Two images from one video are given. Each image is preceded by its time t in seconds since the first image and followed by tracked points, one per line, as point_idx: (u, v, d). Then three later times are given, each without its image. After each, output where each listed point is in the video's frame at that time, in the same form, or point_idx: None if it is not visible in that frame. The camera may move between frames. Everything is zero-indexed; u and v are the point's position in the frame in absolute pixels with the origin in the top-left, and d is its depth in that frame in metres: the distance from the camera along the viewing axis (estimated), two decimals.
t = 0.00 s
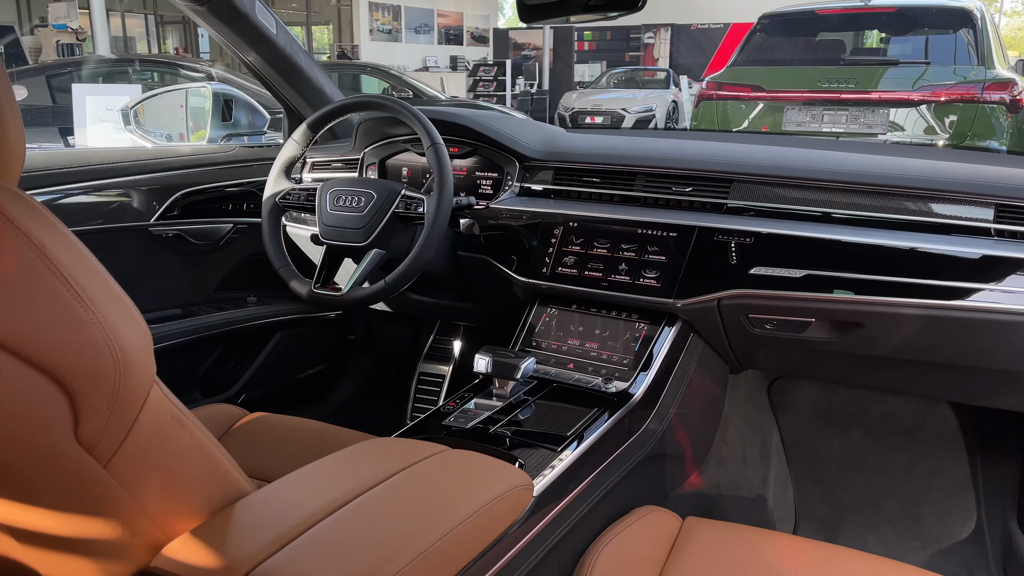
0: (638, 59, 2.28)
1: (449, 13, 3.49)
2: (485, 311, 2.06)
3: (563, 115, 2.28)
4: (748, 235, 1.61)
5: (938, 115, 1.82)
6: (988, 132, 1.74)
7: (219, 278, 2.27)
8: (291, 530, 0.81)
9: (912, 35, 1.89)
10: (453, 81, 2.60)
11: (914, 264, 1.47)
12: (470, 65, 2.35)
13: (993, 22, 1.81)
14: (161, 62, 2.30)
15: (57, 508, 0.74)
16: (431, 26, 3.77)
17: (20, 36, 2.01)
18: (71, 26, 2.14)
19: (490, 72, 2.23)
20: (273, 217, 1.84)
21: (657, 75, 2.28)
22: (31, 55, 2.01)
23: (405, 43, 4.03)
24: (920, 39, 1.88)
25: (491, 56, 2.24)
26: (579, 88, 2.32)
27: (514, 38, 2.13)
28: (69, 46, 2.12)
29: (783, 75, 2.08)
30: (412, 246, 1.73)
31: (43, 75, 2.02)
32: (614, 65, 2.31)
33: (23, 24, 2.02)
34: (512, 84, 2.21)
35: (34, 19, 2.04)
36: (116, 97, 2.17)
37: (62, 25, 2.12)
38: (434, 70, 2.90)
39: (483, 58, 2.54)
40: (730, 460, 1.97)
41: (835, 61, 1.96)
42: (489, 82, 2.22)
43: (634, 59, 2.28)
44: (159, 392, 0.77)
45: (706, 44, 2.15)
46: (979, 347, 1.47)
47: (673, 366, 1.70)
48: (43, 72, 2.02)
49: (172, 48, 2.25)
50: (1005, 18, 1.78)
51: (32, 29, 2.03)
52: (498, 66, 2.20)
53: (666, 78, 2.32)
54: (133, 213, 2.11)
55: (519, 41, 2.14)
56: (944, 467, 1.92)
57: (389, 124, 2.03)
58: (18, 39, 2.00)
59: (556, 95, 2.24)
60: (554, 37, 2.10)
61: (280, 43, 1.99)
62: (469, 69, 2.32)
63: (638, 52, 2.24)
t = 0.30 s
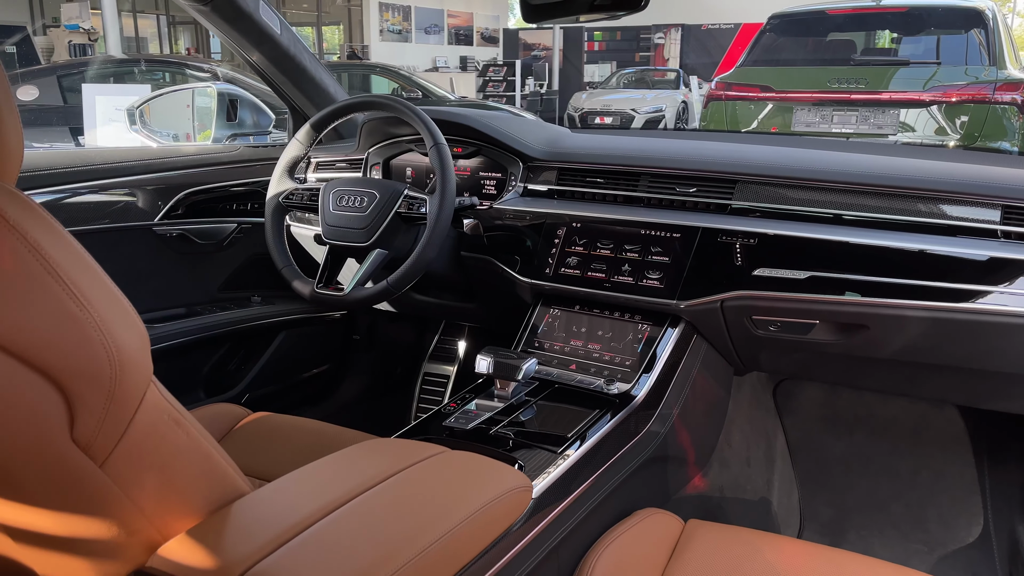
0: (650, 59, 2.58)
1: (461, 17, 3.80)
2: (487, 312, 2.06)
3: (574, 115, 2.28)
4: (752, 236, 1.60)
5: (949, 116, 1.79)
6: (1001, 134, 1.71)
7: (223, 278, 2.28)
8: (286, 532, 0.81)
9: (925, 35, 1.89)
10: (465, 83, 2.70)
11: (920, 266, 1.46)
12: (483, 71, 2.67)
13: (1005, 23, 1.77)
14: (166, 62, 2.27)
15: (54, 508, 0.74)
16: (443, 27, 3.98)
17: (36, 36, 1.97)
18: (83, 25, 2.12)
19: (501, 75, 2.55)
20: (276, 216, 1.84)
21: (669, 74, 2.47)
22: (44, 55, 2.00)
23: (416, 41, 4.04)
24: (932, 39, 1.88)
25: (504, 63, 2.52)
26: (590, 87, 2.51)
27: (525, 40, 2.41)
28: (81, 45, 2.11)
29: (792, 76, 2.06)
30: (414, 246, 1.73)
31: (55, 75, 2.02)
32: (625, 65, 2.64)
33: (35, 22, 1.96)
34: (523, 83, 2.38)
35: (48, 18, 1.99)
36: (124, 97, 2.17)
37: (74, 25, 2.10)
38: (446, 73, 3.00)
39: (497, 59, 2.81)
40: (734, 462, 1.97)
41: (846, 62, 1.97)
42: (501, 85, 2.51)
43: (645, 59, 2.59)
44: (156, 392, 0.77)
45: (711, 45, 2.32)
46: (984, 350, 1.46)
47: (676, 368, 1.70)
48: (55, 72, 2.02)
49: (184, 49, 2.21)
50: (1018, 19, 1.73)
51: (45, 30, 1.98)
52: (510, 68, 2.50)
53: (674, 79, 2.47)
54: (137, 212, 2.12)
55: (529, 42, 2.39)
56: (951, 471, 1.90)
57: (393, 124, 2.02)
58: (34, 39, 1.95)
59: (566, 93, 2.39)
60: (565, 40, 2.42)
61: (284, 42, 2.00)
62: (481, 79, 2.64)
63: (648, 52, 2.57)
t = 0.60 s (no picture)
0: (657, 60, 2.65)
1: (474, 18, 4.09)
2: (491, 313, 2.05)
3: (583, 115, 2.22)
4: (756, 237, 1.59)
5: (960, 117, 1.77)
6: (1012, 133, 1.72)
7: (227, 278, 2.28)
8: (283, 532, 0.81)
9: (937, 35, 1.89)
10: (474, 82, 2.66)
11: (925, 268, 1.44)
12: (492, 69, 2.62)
13: (1017, 23, 1.81)
14: (169, 62, 2.26)
15: (52, 506, 0.74)
16: (452, 27, 4.31)
17: (46, 36, 1.96)
18: (94, 26, 2.10)
19: (511, 73, 2.49)
20: (280, 216, 1.85)
21: (678, 77, 2.59)
22: (56, 55, 1.99)
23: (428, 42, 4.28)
24: (943, 39, 1.88)
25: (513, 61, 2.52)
26: (599, 86, 2.49)
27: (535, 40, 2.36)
28: (93, 46, 2.08)
29: (801, 75, 2.06)
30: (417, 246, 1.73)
31: (66, 75, 2.02)
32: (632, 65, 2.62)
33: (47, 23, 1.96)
34: (532, 85, 2.36)
35: (59, 19, 1.99)
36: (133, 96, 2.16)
37: (86, 25, 2.07)
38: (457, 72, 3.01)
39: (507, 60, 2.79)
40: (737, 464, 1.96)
41: (856, 62, 1.95)
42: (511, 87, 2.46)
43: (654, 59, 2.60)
44: (154, 391, 0.77)
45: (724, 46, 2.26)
46: (990, 352, 1.44)
47: (679, 369, 1.69)
48: (67, 72, 2.02)
49: (197, 49, 2.19)
50: None
51: (58, 29, 1.99)
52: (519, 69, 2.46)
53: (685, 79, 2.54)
54: (144, 212, 2.14)
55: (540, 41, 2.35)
56: (958, 474, 1.88)
57: (397, 123, 2.02)
58: (45, 39, 1.95)
59: (575, 93, 2.32)
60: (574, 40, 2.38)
61: (289, 42, 2.00)
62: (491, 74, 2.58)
63: (657, 55, 2.61)
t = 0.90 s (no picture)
0: (670, 60, 2.42)
1: (481, 14, 3.45)
2: (496, 314, 2.05)
3: (593, 116, 2.25)
4: (760, 238, 1.58)
5: (972, 117, 1.79)
6: None
7: (233, 277, 2.29)
8: (282, 532, 0.81)
9: (951, 35, 1.86)
10: (485, 82, 2.70)
11: (931, 270, 1.43)
12: (504, 67, 2.58)
13: None
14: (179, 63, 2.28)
15: (52, 505, 0.74)
16: (462, 28, 3.76)
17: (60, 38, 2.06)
18: (108, 28, 2.20)
19: (521, 73, 2.45)
20: (285, 216, 1.85)
21: (689, 76, 2.44)
22: (70, 56, 2.08)
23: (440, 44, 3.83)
24: (956, 39, 1.85)
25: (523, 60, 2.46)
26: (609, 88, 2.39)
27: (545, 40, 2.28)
28: (107, 46, 2.17)
29: (810, 75, 2.06)
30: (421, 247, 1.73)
31: (79, 75, 2.08)
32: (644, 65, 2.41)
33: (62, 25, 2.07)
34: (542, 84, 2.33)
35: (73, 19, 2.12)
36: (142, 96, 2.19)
37: (99, 27, 2.18)
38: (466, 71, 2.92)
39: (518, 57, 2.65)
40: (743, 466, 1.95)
41: (867, 62, 1.94)
42: (522, 87, 2.44)
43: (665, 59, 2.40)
44: (154, 390, 0.77)
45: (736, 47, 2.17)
46: (998, 355, 1.43)
47: (683, 371, 1.69)
48: (80, 72, 2.08)
49: (208, 49, 2.24)
50: None
51: (72, 30, 2.10)
52: (530, 68, 2.40)
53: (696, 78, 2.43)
54: (150, 212, 2.13)
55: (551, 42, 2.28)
56: (965, 477, 1.87)
57: (403, 124, 2.03)
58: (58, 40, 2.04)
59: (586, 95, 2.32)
60: (584, 40, 2.29)
61: (295, 42, 2.01)
62: (501, 72, 2.55)
63: (669, 53, 2.37)
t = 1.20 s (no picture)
0: (683, 60, 2.32)
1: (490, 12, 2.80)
2: (501, 314, 2.05)
3: (604, 117, 2.27)
4: (765, 239, 1.58)
5: (984, 118, 1.77)
6: None
7: (239, 277, 2.30)
8: (281, 532, 0.81)
9: (964, 35, 1.84)
10: (496, 82, 2.68)
11: (938, 272, 1.42)
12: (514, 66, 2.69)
13: None
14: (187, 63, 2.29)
15: (52, 504, 0.75)
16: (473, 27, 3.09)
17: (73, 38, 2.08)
18: (121, 28, 2.19)
19: (532, 73, 2.50)
20: (290, 217, 1.85)
21: (702, 75, 2.34)
22: (83, 56, 2.09)
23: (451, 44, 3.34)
24: (969, 40, 1.84)
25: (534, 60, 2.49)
26: (620, 88, 2.39)
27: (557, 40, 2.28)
28: (120, 47, 2.18)
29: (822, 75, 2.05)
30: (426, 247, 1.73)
31: (91, 76, 2.08)
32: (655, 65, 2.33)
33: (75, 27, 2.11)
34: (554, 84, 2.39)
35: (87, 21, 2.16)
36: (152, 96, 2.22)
37: (113, 27, 2.18)
38: (475, 71, 2.92)
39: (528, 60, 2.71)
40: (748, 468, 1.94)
41: (879, 63, 1.92)
42: (533, 87, 2.48)
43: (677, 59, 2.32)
44: (154, 389, 0.77)
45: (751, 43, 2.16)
46: (1005, 358, 1.42)
47: (687, 373, 1.68)
48: (91, 73, 2.09)
49: (221, 50, 2.20)
50: None
51: (84, 31, 2.12)
52: (540, 69, 2.45)
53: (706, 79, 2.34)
54: (157, 212, 2.14)
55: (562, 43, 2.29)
56: (973, 480, 1.85)
57: (408, 124, 2.03)
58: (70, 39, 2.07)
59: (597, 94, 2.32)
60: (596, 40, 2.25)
61: (301, 42, 2.01)
62: (513, 71, 2.59)
63: (682, 54, 2.29)
